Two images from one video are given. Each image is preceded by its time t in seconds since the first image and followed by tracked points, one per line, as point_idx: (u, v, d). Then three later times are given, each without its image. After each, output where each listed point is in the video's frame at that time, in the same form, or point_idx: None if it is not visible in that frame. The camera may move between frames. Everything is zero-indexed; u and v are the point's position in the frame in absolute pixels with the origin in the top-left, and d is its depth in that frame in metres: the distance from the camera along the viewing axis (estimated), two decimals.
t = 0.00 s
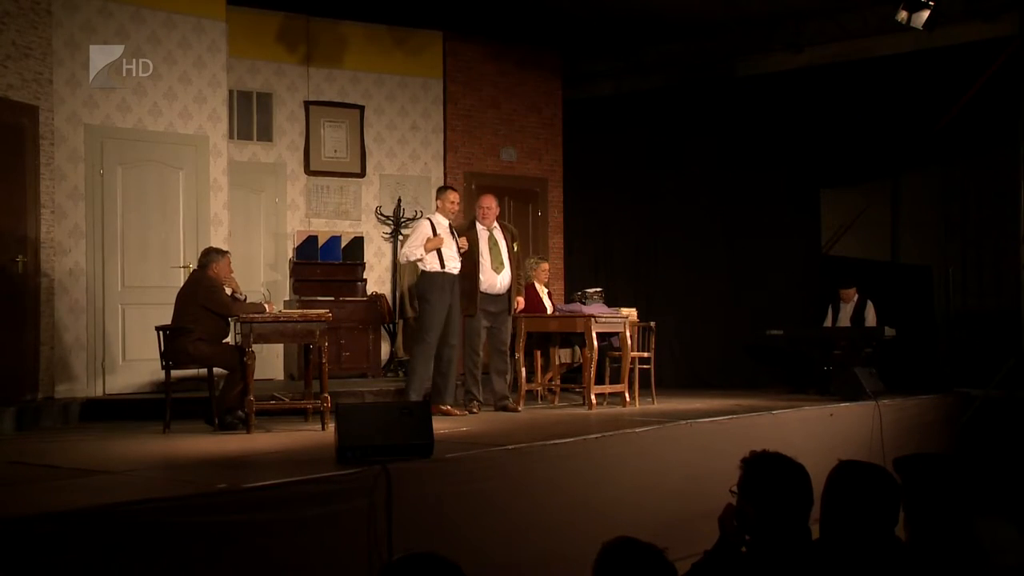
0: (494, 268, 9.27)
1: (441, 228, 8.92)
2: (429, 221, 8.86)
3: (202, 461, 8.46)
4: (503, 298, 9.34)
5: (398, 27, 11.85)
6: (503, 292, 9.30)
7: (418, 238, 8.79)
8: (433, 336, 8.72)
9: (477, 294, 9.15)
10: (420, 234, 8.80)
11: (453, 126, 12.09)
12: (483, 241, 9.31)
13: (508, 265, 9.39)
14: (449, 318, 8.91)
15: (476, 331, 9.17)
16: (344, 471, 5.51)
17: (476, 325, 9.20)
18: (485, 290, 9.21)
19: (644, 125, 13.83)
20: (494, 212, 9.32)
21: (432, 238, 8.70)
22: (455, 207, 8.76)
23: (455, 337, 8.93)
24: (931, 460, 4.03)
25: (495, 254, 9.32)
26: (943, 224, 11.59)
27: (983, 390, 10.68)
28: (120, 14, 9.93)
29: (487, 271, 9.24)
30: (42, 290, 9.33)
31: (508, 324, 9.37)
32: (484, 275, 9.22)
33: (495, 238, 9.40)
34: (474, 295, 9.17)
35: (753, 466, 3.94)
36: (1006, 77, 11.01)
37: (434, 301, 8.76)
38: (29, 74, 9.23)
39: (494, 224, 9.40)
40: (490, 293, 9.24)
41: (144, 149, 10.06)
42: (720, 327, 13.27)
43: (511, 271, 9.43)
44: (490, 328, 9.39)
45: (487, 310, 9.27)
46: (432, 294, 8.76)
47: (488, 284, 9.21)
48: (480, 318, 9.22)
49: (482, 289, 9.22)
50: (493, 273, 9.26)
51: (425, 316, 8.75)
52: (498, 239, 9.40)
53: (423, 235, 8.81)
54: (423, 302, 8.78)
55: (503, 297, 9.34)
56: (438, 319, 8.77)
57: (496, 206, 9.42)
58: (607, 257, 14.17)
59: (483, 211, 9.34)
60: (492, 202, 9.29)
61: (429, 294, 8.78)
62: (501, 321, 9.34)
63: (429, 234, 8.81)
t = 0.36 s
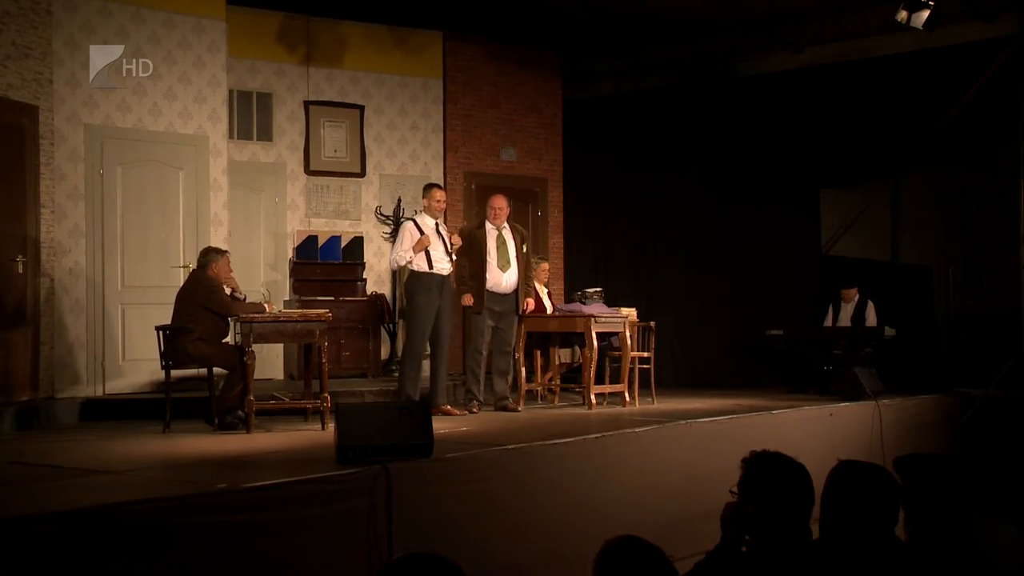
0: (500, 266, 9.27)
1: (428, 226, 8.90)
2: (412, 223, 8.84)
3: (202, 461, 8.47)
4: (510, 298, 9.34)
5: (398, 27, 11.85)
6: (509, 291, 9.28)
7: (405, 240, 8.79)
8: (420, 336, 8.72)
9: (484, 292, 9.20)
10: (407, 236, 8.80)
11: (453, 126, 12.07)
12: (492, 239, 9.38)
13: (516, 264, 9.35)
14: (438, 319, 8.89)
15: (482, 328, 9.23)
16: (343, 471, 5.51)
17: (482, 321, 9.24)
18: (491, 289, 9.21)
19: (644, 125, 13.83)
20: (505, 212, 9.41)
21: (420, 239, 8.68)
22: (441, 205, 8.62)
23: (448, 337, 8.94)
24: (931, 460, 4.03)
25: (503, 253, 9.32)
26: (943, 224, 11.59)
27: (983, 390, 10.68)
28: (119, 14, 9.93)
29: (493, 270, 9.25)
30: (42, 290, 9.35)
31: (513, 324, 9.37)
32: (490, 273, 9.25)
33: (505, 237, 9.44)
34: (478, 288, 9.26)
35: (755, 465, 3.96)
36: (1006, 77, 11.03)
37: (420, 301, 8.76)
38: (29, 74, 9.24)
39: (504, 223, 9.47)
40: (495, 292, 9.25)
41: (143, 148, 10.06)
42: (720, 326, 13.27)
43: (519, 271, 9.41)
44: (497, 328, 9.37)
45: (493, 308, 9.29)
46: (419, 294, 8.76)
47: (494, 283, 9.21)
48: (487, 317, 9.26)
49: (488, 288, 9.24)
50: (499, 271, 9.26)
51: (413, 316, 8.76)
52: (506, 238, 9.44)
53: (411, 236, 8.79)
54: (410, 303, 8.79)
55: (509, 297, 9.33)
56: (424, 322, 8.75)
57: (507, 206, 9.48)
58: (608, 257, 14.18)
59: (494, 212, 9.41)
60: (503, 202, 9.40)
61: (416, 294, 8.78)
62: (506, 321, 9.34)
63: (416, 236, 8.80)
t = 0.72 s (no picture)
0: (503, 267, 9.22)
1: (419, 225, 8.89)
2: (403, 224, 8.82)
3: (201, 461, 8.45)
4: (512, 299, 9.30)
5: (397, 26, 11.77)
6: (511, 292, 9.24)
7: (400, 241, 8.78)
8: (408, 336, 8.67)
9: (486, 291, 9.18)
10: (400, 236, 8.79)
11: (452, 125, 11.96)
12: (496, 239, 9.31)
13: (519, 266, 9.32)
14: (428, 320, 8.84)
15: (485, 325, 9.22)
16: (342, 470, 5.48)
17: (483, 320, 9.20)
18: (493, 289, 9.17)
19: (645, 124, 13.77)
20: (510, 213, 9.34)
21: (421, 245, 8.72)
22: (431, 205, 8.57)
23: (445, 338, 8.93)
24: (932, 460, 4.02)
25: (506, 254, 9.27)
26: (944, 224, 11.60)
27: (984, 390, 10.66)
28: (117, 12, 9.88)
29: (496, 271, 9.19)
30: (39, 290, 9.33)
31: (514, 325, 9.31)
32: (493, 273, 9.18)
33: (509, 238, 9.38)
34: (479, 285, 9.21)
35: (753, 467, 3.94)
36: (1006, 77, 11.08)
37: (409, 299, 8.71)
38: (26, 73, 9.21)
39: (509, 224, 9.39)
40: (497, 292, 9.19)
41: (141, 147, 10.02)
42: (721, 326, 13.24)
43: (522, 272, 9.38)
44: (498, 328, 9.31)
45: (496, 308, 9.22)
46: (409, 293, 8.70)
47: (496, 283, 9.16)
48: (490, 317, 9.22)
49: (490, 288, 9.19)
50: (502, 272, 9.21)
51: (401, 314, 8.71)
52: (511, 238, 9.37)
53: (406, 236, 8.80)
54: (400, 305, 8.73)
55: (511, 297, 9.30)
56: (411, 323, 8.68)
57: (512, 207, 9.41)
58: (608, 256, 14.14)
59: (499, 212, 9.35)
60: (509, 202, 9.32)
61: (406, 294, 8.73)
62: (508, 321, 9.28)
63: (409, 236, 8.80)
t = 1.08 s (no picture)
0: (505, 268, 9.18)
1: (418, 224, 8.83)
2: (401, 223, 8.76)
3: (201, 462, 8.42)
4: (513, 299, 9.25)
5: (396, 24, 11.69)
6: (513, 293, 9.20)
7: (398, 239, 8.72)
8: (406, 337, 8.62)
9: (488, 292, 9.13)
10: (398, 234, 8.73)
11: (452, 124, 11.89)
12: (498, 240, 9.26)
13: (520, 266, 9.29)
14: (425, 319, 8.80)
15: (483, 326, 9.18)
16: (342, 471, 5.44)
17: (483, 321, 9.16)
18: (495, 289, 9.12)
19: (645, 124, 13.70)
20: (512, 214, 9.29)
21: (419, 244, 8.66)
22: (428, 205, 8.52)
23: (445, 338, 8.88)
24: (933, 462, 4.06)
25: (508, 255, 9.23)
26: (947, 225, 11.39)
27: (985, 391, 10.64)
28: (115, 11, 9.83)
29: (498, 272, 9.15)
30: (36, 290, 9.29)
31: (515, 326, 9.28)
32: (495, 274, 9.14)
33: (510, 238, 9.34)
34: (479, 285, 9.16)
35: (754, 467, 4.00)
36: (1005, 77, 10.99)
37: (407, 299, 8.66)
38: (24, 72, 9.16)
39: (511, 224, 9.35)
40: (499, 293, 9.15)
41: (139, 147, 9.97)
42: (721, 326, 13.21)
43: (523, 272, 9.34)
44: (498, 328, 9.28)
45: (496, 309, 9.17)
46: (406, 293, 8.66)
47: (498, 284, 9.12)
48: (489, 317, 9.17)
49: (491, 288, 9.14)
50: (504, 274, 9.18)
51: (397, 313, 8.68)
52: (512, 239, 9.33)
53: (405, 235, 8.73)
54: (397, 304, 8.69)
55: (512, 298, 9.26)
56: (407, 322, 8.63)
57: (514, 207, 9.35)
58: (607, 256, 14.10)
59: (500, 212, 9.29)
60: (511, 203, 9.26)
61: (405, 294, 8.69)
62: (509, 322, 9.24)
63: (407, 235, 8.73)
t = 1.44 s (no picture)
0: (503, 270, 9.10)
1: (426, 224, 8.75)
2: (409, 223, 8.67)
3: (199, 464, 8.35)
4: (511, 299, 9.18)
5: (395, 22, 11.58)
6: (511, 294, 9.12)
7: (404, 240, 8.62)
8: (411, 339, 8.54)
9: (486, 293, 9.03)
10: (404, 234, 8.63)
11: (452, 123, 11.79)
12: (494, 240, 9.17)
13: (518, 266, 9.22)
14: (431, 321, 8.71)
15: (483, 328, 9.08)
16: (340, 474, 5.34)
17: (482, 323, 9.05)
18: (493, 291, 9.04)
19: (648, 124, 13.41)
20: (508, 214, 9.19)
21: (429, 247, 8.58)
22: (433, 204, 8.44)
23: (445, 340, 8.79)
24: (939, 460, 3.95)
25: (505, 255, 9.14)
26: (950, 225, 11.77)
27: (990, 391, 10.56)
28: (112, 9, 9.75)
29: (496, 273, 9.07)
30: (33, 290, 9.21)
31: (514, 326, 9.21)
32: (493, 275, 9.05)
33: (506, 238, 9.26)
34: (479, 287, 9.06)
35: (759, 468, 3.95)
36: (1008, 80, 10.56)
37: (417, 300, 8.58)
38: (20, 70, 9.08)
39: (505, 224, 9.27)
40: (496, 294, 9.07)
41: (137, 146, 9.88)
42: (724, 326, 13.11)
43: (521, 272, 9.27)
44: (496, 328, 9.22)
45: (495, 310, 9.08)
46: (417, 293, 8.57)
47: (496, 285, 9.03)
48: (489, 318, 9.08)
49: (490, 290, 9.05)
50: (502, 275, 9.09)
51: (408, 314, 8.59)
52: (508, 238, 9.25)
53: (415, 234, 8.66)
54: (407, 305, 8.60)
55: (510, 298, 9.18)
56: (416, 323, 8.55)
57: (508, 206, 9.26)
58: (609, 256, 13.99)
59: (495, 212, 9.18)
60: (506, 202, 9.14)
61: (414, 294, 8.60)
62: (508, 322, 9.17)
63: (415, 234, 8.65)
